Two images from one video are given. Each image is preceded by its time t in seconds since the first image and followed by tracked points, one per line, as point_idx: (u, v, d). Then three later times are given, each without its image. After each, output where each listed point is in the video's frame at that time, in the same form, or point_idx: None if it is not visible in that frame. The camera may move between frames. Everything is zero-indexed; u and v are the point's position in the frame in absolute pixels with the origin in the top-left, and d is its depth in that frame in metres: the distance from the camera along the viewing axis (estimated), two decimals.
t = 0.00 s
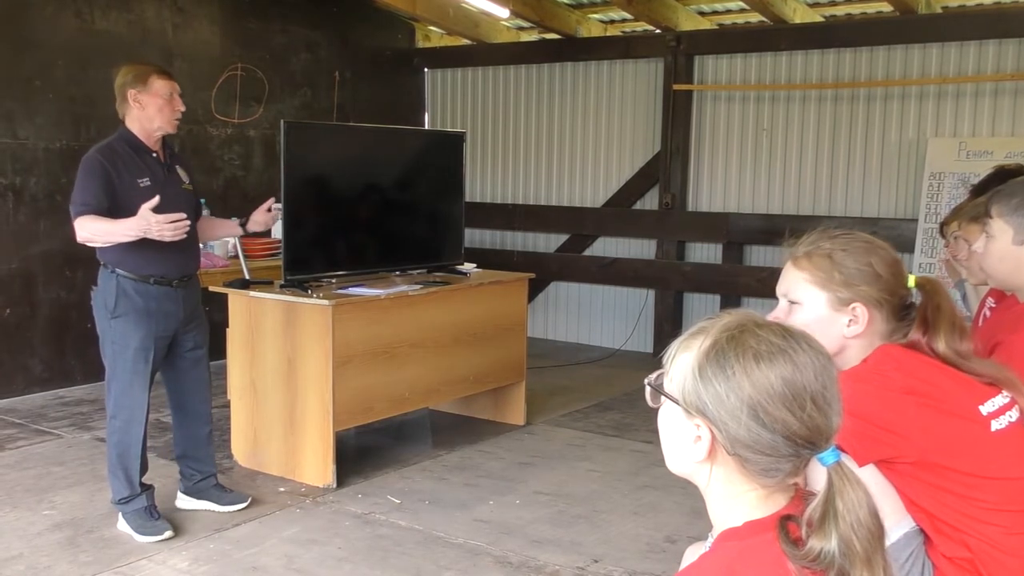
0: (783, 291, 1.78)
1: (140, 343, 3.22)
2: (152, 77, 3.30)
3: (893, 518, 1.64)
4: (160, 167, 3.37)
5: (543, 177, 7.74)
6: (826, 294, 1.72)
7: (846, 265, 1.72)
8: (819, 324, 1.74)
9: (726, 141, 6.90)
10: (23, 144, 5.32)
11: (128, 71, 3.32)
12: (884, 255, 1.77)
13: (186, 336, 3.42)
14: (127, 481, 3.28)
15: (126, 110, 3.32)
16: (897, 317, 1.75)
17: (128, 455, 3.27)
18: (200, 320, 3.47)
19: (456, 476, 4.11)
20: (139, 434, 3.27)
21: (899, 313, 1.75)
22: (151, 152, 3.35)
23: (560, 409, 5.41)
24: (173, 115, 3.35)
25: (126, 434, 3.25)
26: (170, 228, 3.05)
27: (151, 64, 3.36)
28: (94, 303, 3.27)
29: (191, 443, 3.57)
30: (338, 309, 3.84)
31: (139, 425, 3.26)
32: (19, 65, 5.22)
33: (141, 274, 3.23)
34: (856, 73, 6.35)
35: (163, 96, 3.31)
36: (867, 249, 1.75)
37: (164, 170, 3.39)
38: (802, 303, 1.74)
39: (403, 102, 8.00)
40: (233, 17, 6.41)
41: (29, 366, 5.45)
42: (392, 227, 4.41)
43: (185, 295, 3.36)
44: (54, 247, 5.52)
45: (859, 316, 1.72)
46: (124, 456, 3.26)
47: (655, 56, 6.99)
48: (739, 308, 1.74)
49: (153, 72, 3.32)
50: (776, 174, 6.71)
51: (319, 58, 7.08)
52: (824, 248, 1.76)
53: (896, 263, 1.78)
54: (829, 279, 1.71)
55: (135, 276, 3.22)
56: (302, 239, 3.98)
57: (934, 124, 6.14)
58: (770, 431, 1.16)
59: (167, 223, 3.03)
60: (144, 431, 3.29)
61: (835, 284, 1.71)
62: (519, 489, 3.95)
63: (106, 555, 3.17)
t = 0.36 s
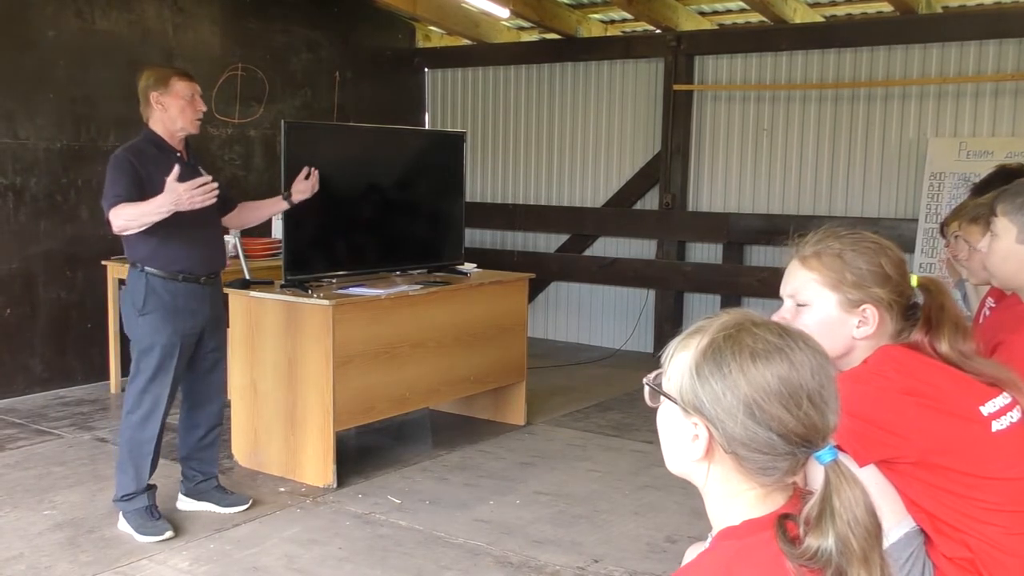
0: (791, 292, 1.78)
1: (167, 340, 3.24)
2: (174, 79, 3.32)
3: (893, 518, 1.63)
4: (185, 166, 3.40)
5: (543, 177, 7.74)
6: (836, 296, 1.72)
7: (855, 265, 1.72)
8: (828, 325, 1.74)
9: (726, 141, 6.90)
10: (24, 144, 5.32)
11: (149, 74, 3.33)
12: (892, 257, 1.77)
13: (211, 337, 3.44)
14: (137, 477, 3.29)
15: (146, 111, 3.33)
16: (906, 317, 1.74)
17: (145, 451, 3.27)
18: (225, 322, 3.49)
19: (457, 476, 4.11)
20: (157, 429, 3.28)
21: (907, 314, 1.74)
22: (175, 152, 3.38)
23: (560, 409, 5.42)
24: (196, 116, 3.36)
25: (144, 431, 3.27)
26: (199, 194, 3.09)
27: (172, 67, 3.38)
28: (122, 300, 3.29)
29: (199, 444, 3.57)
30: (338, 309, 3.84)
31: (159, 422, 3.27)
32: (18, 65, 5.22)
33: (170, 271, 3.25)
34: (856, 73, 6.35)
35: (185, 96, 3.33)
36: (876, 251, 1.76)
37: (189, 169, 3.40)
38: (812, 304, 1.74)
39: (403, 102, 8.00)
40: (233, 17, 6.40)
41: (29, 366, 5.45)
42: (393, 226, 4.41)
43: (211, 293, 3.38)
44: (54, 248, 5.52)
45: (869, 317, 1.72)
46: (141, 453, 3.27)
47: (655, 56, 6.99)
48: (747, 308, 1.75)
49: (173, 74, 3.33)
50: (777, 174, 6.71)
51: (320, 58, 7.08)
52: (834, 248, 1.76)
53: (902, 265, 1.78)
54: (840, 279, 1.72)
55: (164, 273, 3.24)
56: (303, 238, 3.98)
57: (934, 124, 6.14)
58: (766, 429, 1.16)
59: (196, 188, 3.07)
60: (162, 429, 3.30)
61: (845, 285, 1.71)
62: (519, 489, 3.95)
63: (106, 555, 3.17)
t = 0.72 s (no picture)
0: (793, 290, 1.79)
1: (180, 337, 3.24)
2: (182, 80, 3.33)
3: (894, 518, 1.63)
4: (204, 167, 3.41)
5: (543, 177, 7.74)
6: (840, 296, 1.72)
7: (859, 266, 1.72)
8: (832, 325, 1.74)
9: (727, 141, 6.90)
10: (24, 144, 5.32)
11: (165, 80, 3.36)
12: (897, 257, 1.77)
13: (224, 336, 3.43)
14: (147, 471, 3.30)
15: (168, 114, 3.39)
16: (909, 317, 1.74)
17: (156, 447, 3.28)
18: (240, 321, 3.48)
19: (457, 476, 4.11)
20: (170, 426, 3.28)
21: (910, 314, 1.74)
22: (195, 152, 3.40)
23: (561, 409, 5.42)
24: (204, 116, 3.35)
25: (157, 428, 3.27)
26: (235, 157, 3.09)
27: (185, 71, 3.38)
28: (139, 297, 3.31)
29: (206, 443, 3.57)
30: (338, 309, 3.84)
31: (172, 418, 3.28)
32: (18, 65, 5.22)
33: (184, 267, 3.26)
34: (856, 73, 6.35)
35: (192, 97, 3.32)
36: (879, 250, 1.75)
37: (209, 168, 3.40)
38: (813, 304, 1.75)
39: (404, 102, 8.00)
40: (234, 17, 6.40)
41: (30, 366, 5.45)
42: (393, 226, 4.41)
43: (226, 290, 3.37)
44: (54, 247, 5.52)
45: (872, 318, 1.72)
46: (152, 449, 3.28)
47: (655, 56, 6.99)
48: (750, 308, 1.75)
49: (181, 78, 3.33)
50: (777, 174, 6.71)
51: (320, 58, 7.07)
52: (837, 247, 1.76)
53: (907, 264, 1.78)
54: (842, 280, 1.71)
55: (178, 270, 3.25)
56: (303, 238, 3.98)
57: (934, 123, 6.14)
58: (765, 429, 1.16)
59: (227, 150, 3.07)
60: (175, 426, 3.31)
61: (849, 285, 1.71)
62: (519, 489, 3.95)
63: (106, 555, 3.17)
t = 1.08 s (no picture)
0: (793, 290, 1.79)
1: (179, 335, 3.25)
2: (183, 83, 3.33)
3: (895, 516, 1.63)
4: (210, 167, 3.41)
5: (544, 177, 7.74)
6: (838, 295, 1.72)
7: (858, 265, 1.72)
8: (830, 324, 1.74)
9: (727, 141, 6.89)
10: (25, 144, 5.32)
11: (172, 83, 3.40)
12: (897, 256, 1.76)
13: (227, 336, 3.42)
14: (153, 469, 3.31)
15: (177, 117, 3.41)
16: (909, 317, 1.74)
17: (158, 445, 3.29)
18: (243, 321, 3.46)
19: (458, 476, 4.11)
20: (171, 424, 3.29)
21: (910, 314, 1.74)
22: (202, 151, 3.40)
23: (561, 409, 5.42)
24: (202, 117, 3.32)
25: (158, 425, 3.28)
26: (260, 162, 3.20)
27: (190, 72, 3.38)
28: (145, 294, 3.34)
29: (210, 443, 3.56)
30: (338, 309, 3.84)
31: (172, 415, 3.28)
32: (20, 65, 5.23)
33: (186, 265, 3.26)
34: (857, 73, 6.35)
35: (191, 99, 3.31)
36: (879, 250, 1.75)
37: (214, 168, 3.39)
38: (812, 303, 1.75)
39: (404, 102, 8.00)
40: (234, 17, 6.40)
41: (31, 366, 5.45)
42: (393, 227, 4.41)
43: (229, 290, 3.35)
44: (55, 247, 5.52)
45: (870, 317, 1.72)
46: (155, 446, 3.29)
47: (655, 56, 6.99)
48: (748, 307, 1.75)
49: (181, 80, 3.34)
50: (778, 174, 6.71)
51: (320, 58, 7.08)
52: (836, 247, 1.75)
53: (908, 264, 1.77)
54: (840, 279, 1.71)
55: (180, 268, 3.26)
56: (303, 239, 3.98)
57: (935, 123, 6.14)
58: (766, 429, 1.16)
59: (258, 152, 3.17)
60: (176, 423, 3.31)
61: (848, 284, 1.71)
62: (520, 490, 3.95)
63: (107, 555, 3.17)
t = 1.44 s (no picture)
0: (792, 290, 1.80)
1: (174, 334, 3.25)
2: (176, 85, 3.34)
3: (897, 517, 1.63)
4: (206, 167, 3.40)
5: (544, 177, 7.74)
6: (834, 294, 1.73)
7: (856, 265, 1.72)
8: (827, 323, 1.75)
9: (728, 140, 6.89)
10: (26, 144, 5.32)
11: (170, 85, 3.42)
12: (896, 255, 1.76)
13: (225, 336, 3.41)
14: (153, 468, 3.31)
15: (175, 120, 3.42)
16: (908, 318, 1.74)
17: (155, 444, 3.29)
18: (242, 322, 3.46)
19: (458, 476, 4.11)
20: (168, 424, 3.29)
21: (909, 313, 1.74)
22: (199, 152, 3.40)
23: (561, 409, 5.42)
24: (192, 118, 3.32)
25: (155, 424, 3.29)
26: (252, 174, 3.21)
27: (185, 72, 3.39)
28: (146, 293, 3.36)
29: (210, 443, 3.56)
30: (339, 309, 3.84)
31: (168, 415, 3.28)
32: (20, 65, 5.23)
33: (182, 265, 3.26)
34: (857, 73, 6.35)
35: (182, 100, 3.31)
36: (877, 249, 1.75)
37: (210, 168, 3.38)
38: (809, 302, 1.75)
39: (404, 102, 8.01)
40: (235, 17, 6.40)
41: (31, 366, 5.45)
42: (393, 227, 4.41)
43: (226, 290, 3.34)
44: (56, 247, 5.53)
45: (867, 316, 1.72)
46: (152, 446, 3.29)
47: (656, 56, 6.99)
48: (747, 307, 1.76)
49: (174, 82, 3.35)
50: (778, 173, 6.71)
51: (321, 58, 7.08)
52: (835, 247, 1.76)
53: (907, 263, 1.77)
54: (837, 279, 1.72)
55: (176, 268, 3.26)
56: (303, 239, 3.98)
57: (936, 123, 6.14)
58: (766, 429, 1.16)
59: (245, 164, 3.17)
60: (173, 423, 3.31)
61: (844, 284, 1.72)
62: (520, 490, 3.95)
63: (107, 555, 3.17)
